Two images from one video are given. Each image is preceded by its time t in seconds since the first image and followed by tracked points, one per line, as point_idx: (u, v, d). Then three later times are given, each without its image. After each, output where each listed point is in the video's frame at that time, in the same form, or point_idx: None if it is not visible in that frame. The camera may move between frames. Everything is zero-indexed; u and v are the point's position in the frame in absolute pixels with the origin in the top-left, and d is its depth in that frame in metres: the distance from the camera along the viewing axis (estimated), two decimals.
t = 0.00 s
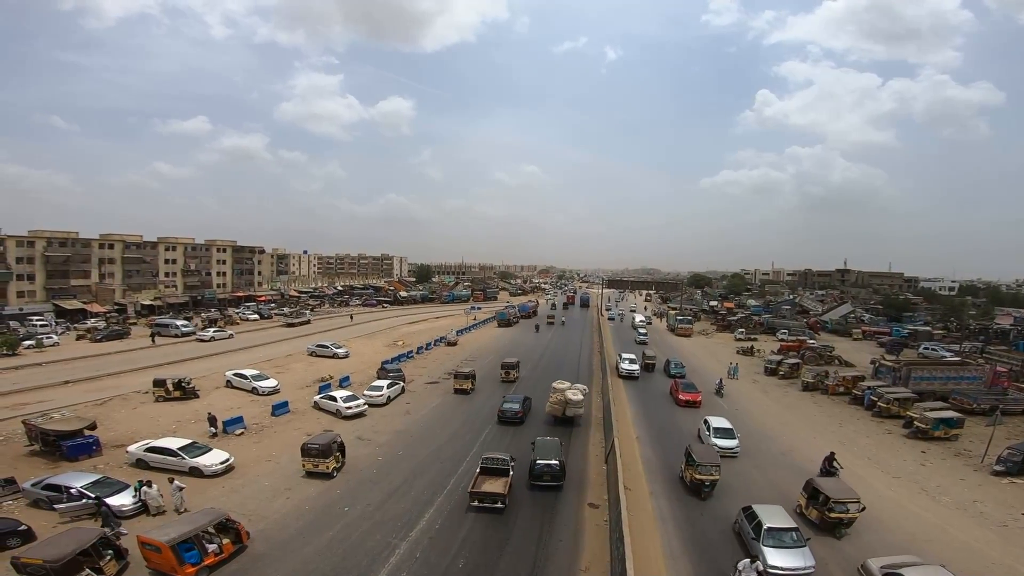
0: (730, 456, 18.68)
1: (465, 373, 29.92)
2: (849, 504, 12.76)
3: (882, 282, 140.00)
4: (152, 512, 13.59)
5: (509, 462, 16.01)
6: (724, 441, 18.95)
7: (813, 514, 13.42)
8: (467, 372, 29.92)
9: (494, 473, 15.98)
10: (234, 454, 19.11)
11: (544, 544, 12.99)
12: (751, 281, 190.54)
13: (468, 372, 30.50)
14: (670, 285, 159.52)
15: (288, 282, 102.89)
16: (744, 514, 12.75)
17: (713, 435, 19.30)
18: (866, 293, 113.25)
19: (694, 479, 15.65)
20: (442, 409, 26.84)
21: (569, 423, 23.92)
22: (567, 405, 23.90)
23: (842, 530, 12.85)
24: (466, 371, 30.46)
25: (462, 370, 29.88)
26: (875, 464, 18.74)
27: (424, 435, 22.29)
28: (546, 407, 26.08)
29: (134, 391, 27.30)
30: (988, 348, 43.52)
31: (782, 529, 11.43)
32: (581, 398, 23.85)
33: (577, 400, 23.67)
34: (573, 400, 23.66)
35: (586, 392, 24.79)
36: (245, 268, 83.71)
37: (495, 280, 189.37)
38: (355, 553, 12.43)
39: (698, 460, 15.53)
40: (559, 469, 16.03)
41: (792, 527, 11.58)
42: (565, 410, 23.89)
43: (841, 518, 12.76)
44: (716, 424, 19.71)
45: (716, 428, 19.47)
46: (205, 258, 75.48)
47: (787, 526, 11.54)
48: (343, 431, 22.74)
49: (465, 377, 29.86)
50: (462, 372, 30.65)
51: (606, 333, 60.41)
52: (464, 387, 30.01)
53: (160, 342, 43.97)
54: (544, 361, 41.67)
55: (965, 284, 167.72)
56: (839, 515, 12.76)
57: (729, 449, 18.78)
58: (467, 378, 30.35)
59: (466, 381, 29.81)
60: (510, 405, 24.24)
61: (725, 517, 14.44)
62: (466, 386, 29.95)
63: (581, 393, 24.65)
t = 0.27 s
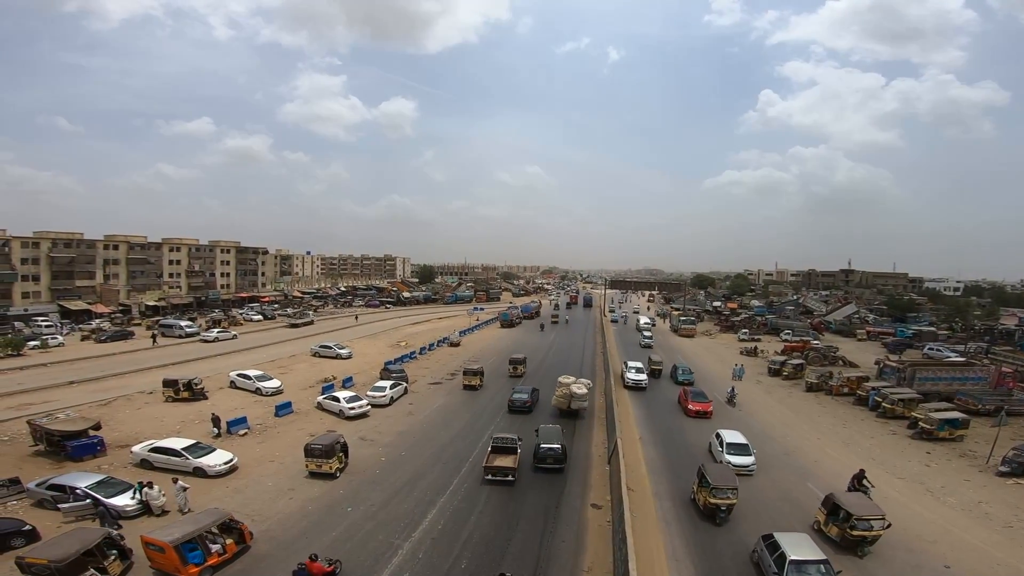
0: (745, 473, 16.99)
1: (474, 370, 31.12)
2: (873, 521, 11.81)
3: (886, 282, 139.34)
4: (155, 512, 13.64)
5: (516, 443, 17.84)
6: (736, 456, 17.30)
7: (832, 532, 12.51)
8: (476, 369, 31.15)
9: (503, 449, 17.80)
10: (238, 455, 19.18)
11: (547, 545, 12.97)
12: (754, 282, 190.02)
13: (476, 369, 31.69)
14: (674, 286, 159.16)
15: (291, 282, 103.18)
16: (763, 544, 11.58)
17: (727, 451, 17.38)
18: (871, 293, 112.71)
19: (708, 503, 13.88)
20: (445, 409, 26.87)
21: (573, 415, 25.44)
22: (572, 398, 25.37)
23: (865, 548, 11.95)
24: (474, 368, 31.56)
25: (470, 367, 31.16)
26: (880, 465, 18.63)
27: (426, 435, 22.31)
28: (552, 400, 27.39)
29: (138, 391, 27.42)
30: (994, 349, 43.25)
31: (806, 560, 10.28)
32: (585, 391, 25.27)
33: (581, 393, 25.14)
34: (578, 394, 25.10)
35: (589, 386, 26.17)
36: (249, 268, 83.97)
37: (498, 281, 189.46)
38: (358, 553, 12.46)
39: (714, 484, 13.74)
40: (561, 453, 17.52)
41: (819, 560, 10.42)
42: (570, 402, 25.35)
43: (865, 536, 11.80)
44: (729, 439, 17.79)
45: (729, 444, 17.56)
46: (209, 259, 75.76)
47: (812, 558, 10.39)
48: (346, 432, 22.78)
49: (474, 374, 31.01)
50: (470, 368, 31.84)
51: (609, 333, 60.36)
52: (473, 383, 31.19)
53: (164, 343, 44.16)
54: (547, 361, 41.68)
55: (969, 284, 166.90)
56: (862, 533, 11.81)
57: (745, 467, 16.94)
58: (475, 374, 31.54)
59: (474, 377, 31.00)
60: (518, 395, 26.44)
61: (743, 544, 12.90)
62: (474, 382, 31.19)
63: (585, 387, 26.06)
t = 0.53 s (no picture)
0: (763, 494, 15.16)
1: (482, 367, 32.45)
2: (898, 540, 11.16)
3: (890, 283, 138.80)
4: (158, 512, 13.66)
5: (522, 426, 19.70)
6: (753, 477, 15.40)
7: (852, 551, 11.80)
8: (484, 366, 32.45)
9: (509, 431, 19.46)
10: (240, 455, 19.22)
11: (549, 546, 12.95)
12: (757, 282, 189.64)
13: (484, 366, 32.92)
14: (676, 287, 158.80)
15: (294, 282, 103.34)
16: None
17: (740, 470, 15.65)
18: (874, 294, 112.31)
19: (723, 532, 12.32)
20: (448, 410, 26.89)
21: (578, 408, 26.80)
22: (577, 392, 26.83)
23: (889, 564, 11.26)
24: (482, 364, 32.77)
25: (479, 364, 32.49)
26: (884, 467, 18.54)
27: (429, 436, 22.34)
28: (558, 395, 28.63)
29: (141, 391, 27.51)
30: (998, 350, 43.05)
31: None
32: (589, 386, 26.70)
33: (585, 387, 26.59)
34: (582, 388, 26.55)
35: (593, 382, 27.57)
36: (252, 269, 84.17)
37: (501, 282, 189.47)
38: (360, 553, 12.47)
39: (729, 511, 12.16)
40: (561, 440, 18.98)
41: None
42: (575, 396, 26.80)
43: (888, 556, 11.16)
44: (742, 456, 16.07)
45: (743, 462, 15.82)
46: (212, 260, 75.98)
47: None
48: (349, 432, 22.82)
49: (482, 370, 32.30)
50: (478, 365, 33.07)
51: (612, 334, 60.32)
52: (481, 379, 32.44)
53: (168, 343, 44.31)
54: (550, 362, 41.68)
55: (973, 284, 166.24)
56: (886, 554, 11.14)
57: (762, 486, 15.15)
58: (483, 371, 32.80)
59: (483, 374, 32.30)
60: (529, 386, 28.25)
61: (751, 552, 12.44)
62: (482, 378, 32.48)
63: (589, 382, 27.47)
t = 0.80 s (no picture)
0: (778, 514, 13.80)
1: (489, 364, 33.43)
2: (926, 561, 10.31)
3: (892, 283, 138.44)
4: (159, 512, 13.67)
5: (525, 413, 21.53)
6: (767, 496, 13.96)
7: (875, 571, 11.01)
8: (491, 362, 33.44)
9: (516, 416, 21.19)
10: (242, 455, 19.25)
11: (550, 546, 12.95)
12: (758, 283, 189.37)
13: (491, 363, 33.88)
14: (677, 287, 158.56)
15: (295, 283, 103.32)
16: None
17: (754, 490, 14.09)
18: (876, 294, 112.01)
19: (740, 564, 10.95)
20: (450, 410, 26.96)
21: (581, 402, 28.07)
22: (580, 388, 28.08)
23: None
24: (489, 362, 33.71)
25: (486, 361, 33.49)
26: (886, 467, 18.49)
27: (430, 436, 22.37)
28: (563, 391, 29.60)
29: (143, 391, 27.55)
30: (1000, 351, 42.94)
31: None
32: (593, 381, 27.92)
33: (588, 383, 27.86)
34: (586, 383, 27.82)
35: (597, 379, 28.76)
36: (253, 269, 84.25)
37: (502, 282, 189.35)
38: (361, 553, 12.48)
39: (746, 542, 10.77)
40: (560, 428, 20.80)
41: None
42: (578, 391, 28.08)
43: None
44: (755, 474, 14.57)
45: (756, 480, 14.33)
46: (214, 260, 76.08)
47: None
48: (350, 433, 22.85)
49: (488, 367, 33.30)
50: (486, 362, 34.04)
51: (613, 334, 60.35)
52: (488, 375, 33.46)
53: (169, 343, 44.37)
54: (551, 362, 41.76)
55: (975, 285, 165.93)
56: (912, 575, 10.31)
57: (779, 508, 13.75)
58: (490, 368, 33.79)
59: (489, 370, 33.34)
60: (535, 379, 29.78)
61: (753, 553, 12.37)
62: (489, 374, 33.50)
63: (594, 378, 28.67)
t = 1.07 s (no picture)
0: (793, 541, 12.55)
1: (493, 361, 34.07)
2: None
3: (891, 284, 138.64)
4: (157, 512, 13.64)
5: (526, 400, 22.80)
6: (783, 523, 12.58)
7: None
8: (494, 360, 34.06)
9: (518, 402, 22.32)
10: (240, 455, 19.22)
11: (549, 547, 12.94)
12: (757, 284, 189.59)
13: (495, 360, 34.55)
14: (676, 288, 158.58)
15: (294, 283, 103.15)
16: None
17: (767, 513, 12.80)
18: (875, 295, 112.09)
19: None
20: (449, 410, 26.98)
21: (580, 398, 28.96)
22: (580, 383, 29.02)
23: None
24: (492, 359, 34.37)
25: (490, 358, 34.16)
26: (884, 468, 18.52)
27: (429, 436, 22.37)
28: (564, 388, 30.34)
29: (141, 391, 27.50)
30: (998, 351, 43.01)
31: None
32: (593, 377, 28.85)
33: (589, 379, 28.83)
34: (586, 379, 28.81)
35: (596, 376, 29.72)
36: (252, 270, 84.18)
37: (502, 283, 189.19)
38: (361, 554, 12.46)
39: None
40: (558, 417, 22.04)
41: None
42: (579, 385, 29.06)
43: None
44: (768, 495, 13.19)
45: (770, 503, 12.99)
46: (213, 260, 75.99)
47: None
48: (349, 433, 22.84)
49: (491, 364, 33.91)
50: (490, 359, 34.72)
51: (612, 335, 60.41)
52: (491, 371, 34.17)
53: (167, 344, 44.28)
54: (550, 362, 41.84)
55: (973, 286, 166.05)
56: None
57: (794, 533, 12.53)
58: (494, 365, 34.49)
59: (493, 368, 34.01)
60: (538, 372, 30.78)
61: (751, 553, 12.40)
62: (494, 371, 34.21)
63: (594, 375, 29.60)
